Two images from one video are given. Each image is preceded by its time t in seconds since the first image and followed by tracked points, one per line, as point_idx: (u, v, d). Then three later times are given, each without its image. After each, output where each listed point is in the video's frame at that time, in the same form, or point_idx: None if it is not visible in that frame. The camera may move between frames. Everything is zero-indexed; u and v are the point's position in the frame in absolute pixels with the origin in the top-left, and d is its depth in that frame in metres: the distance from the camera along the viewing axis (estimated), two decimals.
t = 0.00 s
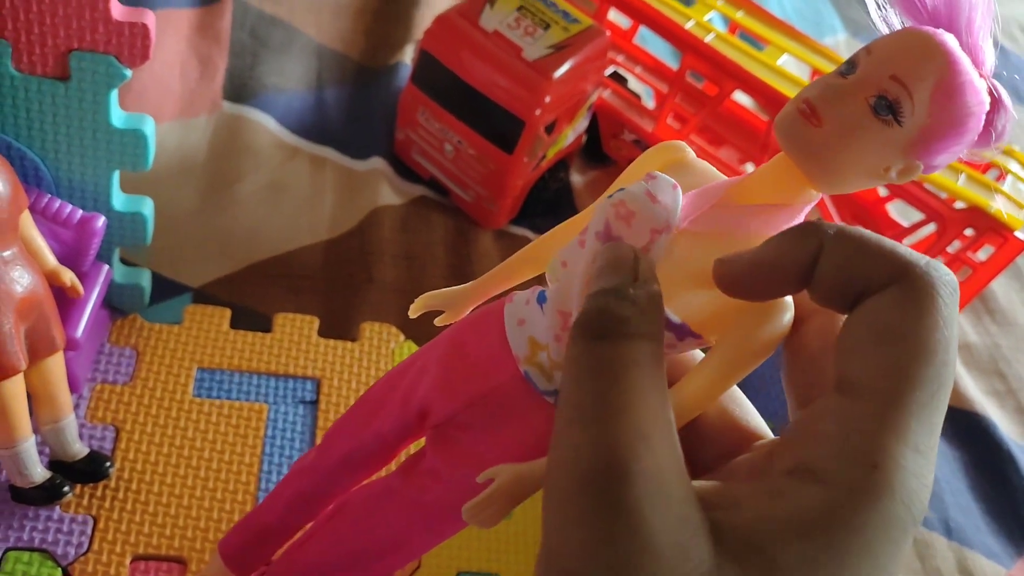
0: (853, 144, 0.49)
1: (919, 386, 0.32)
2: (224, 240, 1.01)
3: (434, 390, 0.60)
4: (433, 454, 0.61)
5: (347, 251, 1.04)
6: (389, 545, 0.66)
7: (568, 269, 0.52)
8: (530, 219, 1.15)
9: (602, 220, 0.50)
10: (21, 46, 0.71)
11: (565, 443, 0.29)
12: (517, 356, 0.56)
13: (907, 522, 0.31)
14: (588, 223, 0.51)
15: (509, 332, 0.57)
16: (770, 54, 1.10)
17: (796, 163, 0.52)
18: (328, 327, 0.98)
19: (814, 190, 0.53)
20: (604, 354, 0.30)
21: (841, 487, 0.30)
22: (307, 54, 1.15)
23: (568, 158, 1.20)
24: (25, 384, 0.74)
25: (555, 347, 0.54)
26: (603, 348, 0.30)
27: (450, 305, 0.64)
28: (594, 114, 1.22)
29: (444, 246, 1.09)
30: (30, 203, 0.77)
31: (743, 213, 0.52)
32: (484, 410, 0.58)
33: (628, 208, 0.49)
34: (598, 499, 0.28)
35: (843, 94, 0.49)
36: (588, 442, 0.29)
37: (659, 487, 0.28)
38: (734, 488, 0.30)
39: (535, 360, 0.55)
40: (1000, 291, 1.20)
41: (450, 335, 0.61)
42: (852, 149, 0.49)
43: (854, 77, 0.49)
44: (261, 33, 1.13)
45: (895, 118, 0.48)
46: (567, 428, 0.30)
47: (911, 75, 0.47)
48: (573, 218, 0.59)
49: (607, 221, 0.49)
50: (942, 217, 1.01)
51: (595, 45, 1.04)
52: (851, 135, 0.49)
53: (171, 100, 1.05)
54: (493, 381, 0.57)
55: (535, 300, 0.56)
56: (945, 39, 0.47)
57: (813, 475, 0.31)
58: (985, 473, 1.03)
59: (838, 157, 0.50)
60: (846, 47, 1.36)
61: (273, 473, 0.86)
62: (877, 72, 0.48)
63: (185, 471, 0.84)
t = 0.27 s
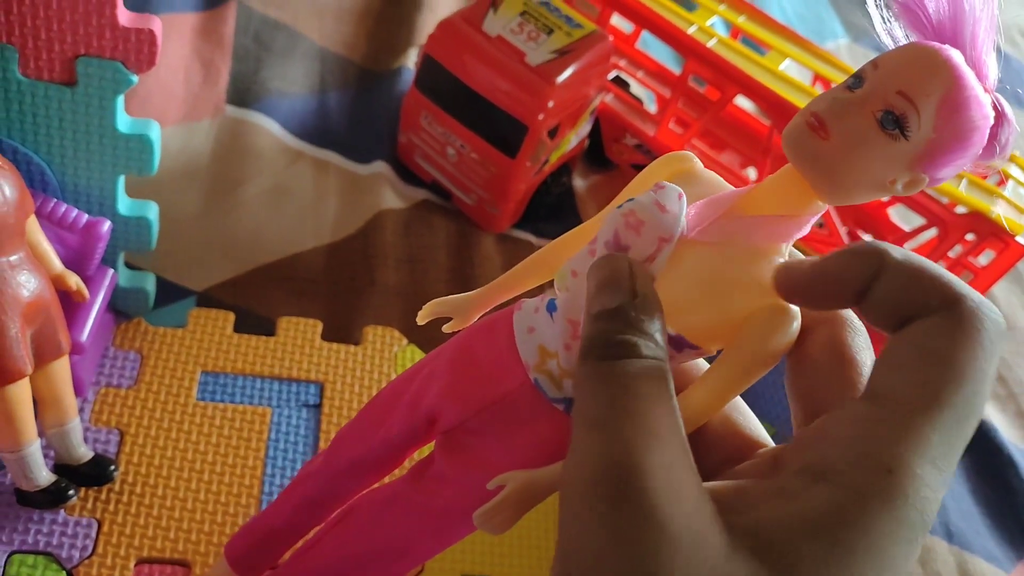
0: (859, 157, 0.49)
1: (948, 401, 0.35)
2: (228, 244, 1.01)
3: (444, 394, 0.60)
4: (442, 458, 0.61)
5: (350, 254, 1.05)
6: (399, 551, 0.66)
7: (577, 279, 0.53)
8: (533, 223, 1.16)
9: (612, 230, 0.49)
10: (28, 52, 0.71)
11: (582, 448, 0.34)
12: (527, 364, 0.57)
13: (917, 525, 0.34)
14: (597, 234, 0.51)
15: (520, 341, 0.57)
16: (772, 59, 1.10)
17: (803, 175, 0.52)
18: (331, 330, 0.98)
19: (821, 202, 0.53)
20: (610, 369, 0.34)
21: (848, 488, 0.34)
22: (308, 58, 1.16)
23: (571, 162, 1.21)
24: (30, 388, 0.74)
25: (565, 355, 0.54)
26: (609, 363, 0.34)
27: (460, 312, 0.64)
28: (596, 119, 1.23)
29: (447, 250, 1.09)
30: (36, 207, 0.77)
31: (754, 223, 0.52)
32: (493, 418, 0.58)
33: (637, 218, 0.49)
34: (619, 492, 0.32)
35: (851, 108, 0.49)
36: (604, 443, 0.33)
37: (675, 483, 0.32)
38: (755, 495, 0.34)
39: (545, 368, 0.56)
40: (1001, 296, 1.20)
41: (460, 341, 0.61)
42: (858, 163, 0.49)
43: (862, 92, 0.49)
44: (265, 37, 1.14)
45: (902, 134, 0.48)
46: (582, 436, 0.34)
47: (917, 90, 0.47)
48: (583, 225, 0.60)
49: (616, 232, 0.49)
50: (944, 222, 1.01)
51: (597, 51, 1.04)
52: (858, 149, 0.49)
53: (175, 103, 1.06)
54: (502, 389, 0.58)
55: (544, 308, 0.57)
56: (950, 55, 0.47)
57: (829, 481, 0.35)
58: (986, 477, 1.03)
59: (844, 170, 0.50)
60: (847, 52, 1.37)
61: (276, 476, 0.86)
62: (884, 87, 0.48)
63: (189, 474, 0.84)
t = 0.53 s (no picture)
0: (872, 163, 0.50)
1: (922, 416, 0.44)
2: (226, 242, 1.01)
3: (451, 400, 0.59)
4: (453, 462, 0.61)
5: (348, 253, 1.05)
6: (403, 550, 0.66)
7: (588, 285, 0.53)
8: (531, 222, 1.16)
9: (624, 237, 0.50)
10: (25, 48, 0.71)
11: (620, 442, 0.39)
12: (537, 370, 0.56)
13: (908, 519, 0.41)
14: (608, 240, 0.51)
15: (526, 344, 0.56)
16: (771, 58, 1.10)
17: (807, 175, 0.52)
18: (329, 329, 0.98)
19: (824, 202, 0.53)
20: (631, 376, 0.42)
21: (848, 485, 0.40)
22: (307, 58, 1.16)
23: (569, 161, 1.21)
24: (27, 385, 0.74)
25: (577, 361, 0.54)
26: (630, 373, 0.42)
27: (450, 309, 0.63)
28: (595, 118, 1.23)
29: (445, 249, 1.09)
30: (32, 204, 0.77)
31: (766, 225, 0.53)
32: (501, 420, 0.58)
33: (648, 227, 0.49)
34: (662, 465, 0.36)
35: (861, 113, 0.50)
36: (641, 432, 0.39)
37: (716, 464, 0.37)
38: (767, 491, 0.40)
39: (556, 375, 0.55)
40: (1000, 295, 1.20)
41: (462, 342, 0.60)
42: (867, 168, 0.50)
43: (868, 96, 0.50)
44: (263, 36, 1.13)
45: (911, 140, 0.49)
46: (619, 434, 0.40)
47: (926, 97, 0.48)
48: (581, 214, 0.59)
49: (629, 240, 0.49)
50: (943, 221, 1.01)
51: (595, 49, 1.04)
52: (868, 152, 0.50)
53: (172, 103, 1.05)
54: (509, 391, 0.57)
55: (550, 312, 0.56)
56: (955, 60, 0.48)
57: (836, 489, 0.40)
58: (985, 476, 1.03)
59: (853, 175, 0.50)
60: (846, 52, 1.37)
61: (274, 474, 0.86)
62: (893, 93, 0.49)
63: (185, 472, 0.84)
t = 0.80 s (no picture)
0: (851, 132, 0.51)
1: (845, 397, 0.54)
2: (226, 242, 1.01)
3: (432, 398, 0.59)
4: (437, 458, 0.61)
5: (348, 253, 1.04)
6: (388, 546, 0.66)
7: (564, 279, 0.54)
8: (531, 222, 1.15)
9: (598, 230, 0.51)
10: (24, 48, 0.71)
11: (637, 436, 0.37)
12: (516, 367, 0.56)
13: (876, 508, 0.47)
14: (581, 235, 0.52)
15: (499, 337, 0.56)
16: (772, 57, 1.10)
17: (784, 149, 0.54)
18: (328, 329, 0.98)
19: (795, 169, 0.55)
20: (638, 363, 0.39)
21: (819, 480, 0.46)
22: (308, 58, 1.15)
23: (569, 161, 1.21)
24: (26, 386, 0.74)
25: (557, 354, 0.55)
26: (635, 358, 0.40)
27: (413, 300, 0.62)
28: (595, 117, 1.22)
29: (445, 248, 1.09)
30: (31, 204, 0.77)
31: (736, 201, 0.55)
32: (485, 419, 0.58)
33: (621, 216, 0.50)
34: (696, 464, 0.35)
35: (838, 81, 0.51)
36: (665, 423, 0.37)
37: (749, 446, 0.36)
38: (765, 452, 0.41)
39: (536, 369, 0.56)
40: (1001, 295, 1.20)
41: (434, 337, 0.59)
42: (849, 136, 0.52)
43: (843, 62, 0.51)
44: (263, 36, 1.13)
45: (889, 109, 0.51)
46: (629, 424, 0.38)
47: (903, 64, 0.50)
48: (540, 189, 0.60)
49: (603, 233, 0.50)
50: (943, 220, 1.00)
51: (596, 49, 1.04)
52: (848, 122, 0.51)
53: (172, 103, 1.05)
54: (492, 390, 0.57)
55: (523, 306, 0.56)
56: (930, 21, 0.50)
57: (823, 477, 0.42)
58: (986, 477, 1.02)
59: (831, 145, 0.52)
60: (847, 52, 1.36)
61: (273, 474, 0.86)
62: (870, 60, 0.50)
63: (184, 471, 0.84)
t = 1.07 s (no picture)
0: (805, 95, 0.51)
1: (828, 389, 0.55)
2: (224, 241, 1.01)
3: (394, 393, 0.59)
4: (405, 453, 0.61)
5: (346, 252, 1.04)
6: (367, 545, 0.65)
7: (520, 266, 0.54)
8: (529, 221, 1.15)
9: (552, 215, 0.51)
10: (20, 46, 0.71)
11: (595, 437, 0.42)
12: (479, 358, 0.57)
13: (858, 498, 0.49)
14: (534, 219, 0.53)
15: (460, 329, 0.57)
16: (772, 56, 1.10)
17: (738, 115, 0.54)
18: (326, 328, 0.98)
19: (752, 136, 0.55)
20: (594, 364, 0.44)
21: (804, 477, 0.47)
22: (306, 56, 1.14)
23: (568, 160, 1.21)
24: (22, 384, 0.74)
25: (520, 344, 0.55)
26: (590, 360, 0.44)
27: (378, 294, 0.62)
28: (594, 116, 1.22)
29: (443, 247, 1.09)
30: (28, 203, 0.77)
31: (693, 176, 0.55)
32: (454, 411, 0.58)
33: (576, 199, 0.51)
34: (644, 470, 0.40)
35: (790, 43, 0.51)
36: (620, 425, 0.42)
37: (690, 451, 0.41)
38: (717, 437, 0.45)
39: (500, 359, 0.56)
40: (1000, 294, 1.20)
41: (388, 333, 0.60)
42: (806, 101, 0.52)
43: (795, 23, 0.51)
44: (261, 34, 1.11)
45: (844, 71, 0.51)
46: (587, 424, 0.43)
47: (856, 24, 0.50)
48: (490, 175, 0.59)
49: (557, 218, 0.51)
50: (942, 220, 1.00)
51: (594, 47, 1.04)
52: (803, 87, 0.51)
53: (170, 101, 1.04)
54: (457, 381, 0.57)
55: (484, 297, 0.56)
56: None
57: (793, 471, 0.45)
58: (984, 476, 1.02)
59: (788, 110, 0.52)
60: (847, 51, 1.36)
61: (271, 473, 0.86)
62: (823, 21, 0.50)
63: (181, 470, 0.84)
